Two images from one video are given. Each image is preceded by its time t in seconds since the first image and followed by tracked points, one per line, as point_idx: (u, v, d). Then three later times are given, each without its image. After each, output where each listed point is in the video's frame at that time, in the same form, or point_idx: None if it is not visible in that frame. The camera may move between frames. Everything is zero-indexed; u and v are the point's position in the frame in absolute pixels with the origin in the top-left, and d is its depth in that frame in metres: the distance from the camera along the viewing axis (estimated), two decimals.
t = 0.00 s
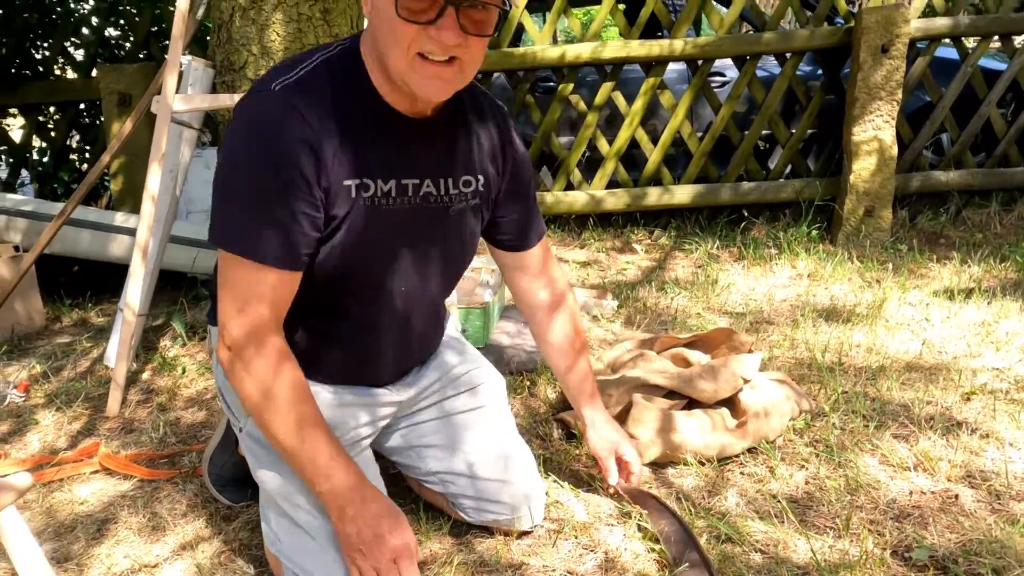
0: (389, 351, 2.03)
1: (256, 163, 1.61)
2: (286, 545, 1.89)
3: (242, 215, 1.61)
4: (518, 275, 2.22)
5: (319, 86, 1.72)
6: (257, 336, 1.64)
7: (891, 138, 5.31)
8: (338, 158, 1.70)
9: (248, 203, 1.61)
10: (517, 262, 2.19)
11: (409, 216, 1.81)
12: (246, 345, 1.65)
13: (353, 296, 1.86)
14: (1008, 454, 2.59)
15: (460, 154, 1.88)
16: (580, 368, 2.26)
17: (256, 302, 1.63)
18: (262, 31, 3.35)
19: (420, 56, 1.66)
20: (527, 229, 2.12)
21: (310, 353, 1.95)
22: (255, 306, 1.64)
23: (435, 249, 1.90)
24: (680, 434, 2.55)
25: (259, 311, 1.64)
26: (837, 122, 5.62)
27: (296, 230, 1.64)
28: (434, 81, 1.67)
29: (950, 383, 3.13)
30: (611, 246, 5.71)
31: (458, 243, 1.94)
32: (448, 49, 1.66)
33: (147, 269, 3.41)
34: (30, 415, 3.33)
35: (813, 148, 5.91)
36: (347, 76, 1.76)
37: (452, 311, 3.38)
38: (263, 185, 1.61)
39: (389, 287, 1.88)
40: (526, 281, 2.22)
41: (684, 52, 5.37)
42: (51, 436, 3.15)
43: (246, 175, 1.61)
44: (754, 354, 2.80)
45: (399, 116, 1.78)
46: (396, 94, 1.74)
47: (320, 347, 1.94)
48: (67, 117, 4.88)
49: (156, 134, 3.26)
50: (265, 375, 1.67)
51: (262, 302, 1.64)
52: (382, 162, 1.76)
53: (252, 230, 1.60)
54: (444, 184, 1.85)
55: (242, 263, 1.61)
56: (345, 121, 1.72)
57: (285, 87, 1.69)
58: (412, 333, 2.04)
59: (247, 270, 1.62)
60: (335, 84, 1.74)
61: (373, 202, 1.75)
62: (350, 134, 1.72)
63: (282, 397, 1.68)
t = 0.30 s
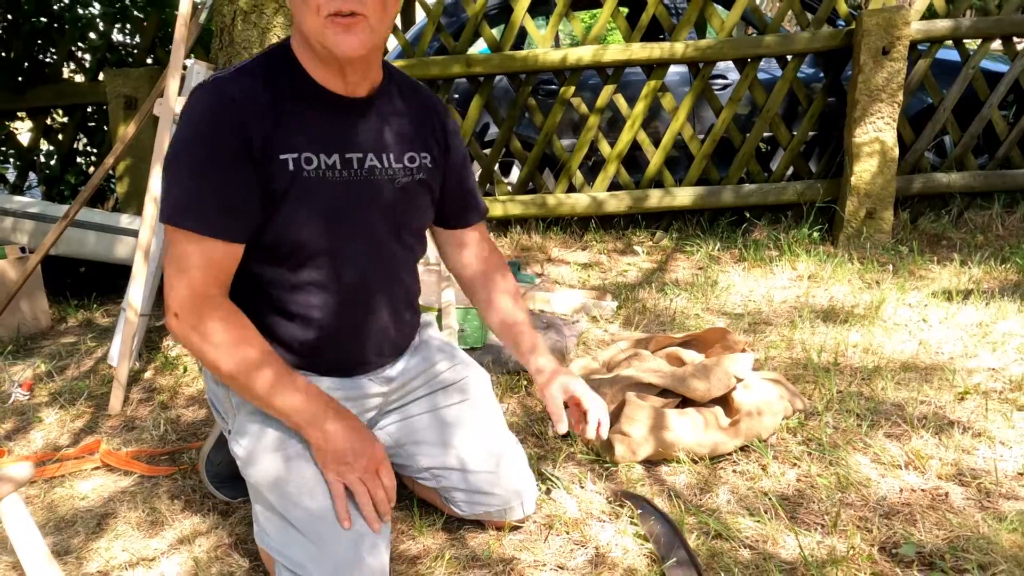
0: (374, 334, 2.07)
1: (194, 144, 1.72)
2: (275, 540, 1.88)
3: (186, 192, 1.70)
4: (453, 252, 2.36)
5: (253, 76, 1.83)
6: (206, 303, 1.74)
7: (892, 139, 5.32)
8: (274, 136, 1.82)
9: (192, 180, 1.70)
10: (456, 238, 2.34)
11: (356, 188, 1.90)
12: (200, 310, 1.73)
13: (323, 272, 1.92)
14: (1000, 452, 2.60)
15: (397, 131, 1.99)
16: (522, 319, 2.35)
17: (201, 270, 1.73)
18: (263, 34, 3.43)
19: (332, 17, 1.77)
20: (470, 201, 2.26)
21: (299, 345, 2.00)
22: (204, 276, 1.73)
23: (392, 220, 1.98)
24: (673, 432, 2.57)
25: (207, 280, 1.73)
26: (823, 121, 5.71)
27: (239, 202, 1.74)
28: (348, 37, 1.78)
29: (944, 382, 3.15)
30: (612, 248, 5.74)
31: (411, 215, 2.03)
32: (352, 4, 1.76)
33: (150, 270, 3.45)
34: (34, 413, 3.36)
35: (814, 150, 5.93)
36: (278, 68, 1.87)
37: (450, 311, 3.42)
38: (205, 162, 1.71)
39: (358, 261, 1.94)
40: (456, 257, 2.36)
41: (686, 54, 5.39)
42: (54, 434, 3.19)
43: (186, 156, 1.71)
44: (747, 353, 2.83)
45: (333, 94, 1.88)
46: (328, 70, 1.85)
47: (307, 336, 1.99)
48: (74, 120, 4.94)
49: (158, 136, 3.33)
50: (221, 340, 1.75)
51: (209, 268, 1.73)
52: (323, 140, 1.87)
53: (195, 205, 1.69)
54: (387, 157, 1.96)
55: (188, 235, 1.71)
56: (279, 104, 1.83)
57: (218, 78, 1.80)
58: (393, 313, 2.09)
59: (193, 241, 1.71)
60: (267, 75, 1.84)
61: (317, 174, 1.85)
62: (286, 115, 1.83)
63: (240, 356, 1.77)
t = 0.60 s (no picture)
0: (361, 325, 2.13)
1: (167, 153, 1.81)
2: (270, 544, 1.92)
3: (164, 200, 1.79)
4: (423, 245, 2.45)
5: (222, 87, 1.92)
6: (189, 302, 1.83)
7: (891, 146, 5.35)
8: (246, 140, 1.90)
9: (170, 188, 1.80)
10: (430, 234, 2.42)
11: (332, 184, 1.97)
12: (185, 309, 1.83)
13: (308, 267, 1.99)
14: (988, 458, 2.63)
15: (366, 129, 2.07)
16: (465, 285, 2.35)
17: (187, 271, 1.82)
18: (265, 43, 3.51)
19: (290, 20, 1.85)
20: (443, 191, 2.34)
21: (291, 343, 2.06)
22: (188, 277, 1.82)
23: (371, 214, 2.05)
24: (664, 437, 2.62)
25: (191, 281, 1.82)
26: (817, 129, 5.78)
27: (217, 204, 1.83)
28: (308, 38, 1.85)
29: (936, 388, 3.18)
30: (613, 253, 5.78)
31: (390, 209, 2.10)
32: (308, 6, 1.83)
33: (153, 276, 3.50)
34: (38, 416, 3.42)
35: (814, 156, 5.96)
36: (246, 79, 1.95)
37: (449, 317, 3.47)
38: (178, 169, 1.80)
39: (338, 255, 2.01)
40: (426, 253, 2.46)
41: (685, 61, 5.43)
42: (58, 437, 3.24)
43: (163, 167, 1.80)
44: (739, 359, 2.87)
45: (300, 98, 1.96)
46: (295, 76, 1.93)
47: (294, 337, 2.05)
48: (80, 126, 5.00)
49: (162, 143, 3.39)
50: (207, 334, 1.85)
51: (193, 269, 1.83)
52: (296, 141, 1.94)
53: (175, 211, 1.79)
54: (359, 154, 2.03)
55: (169, 239, 1.80)
56: (246, 111, 1.91)
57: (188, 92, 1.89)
58: (379, 306, 2.15)
59: (174, 243, 1.81)
60: (236, 86, 1.93)
61: (290, 172, 1.92)
62: (256, 120, 1.91)
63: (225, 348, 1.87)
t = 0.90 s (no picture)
0: (348, 331, 2.18)
1: (156, 169, 1.85)
2: (261, 547, 1.95)
3: (155, 214, 1.84)
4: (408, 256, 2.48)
5: (210, 99, 1.95)
6: (183, 312, 1.87)
7: (887, 150, 5.38)
8: (233, 154, 1.93)
9: (160, 204, 1.84)
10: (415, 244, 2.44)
11: (320, 195, 2.01)
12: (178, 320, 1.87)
13: (296, 277, 2.04)
14: (975, 462, 2.65)
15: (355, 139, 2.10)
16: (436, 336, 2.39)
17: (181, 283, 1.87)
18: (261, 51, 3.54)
19: (274, 30, 1.88)
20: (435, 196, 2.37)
21: (282, 351, 2.11)
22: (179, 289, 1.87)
23: (359, 224, 2.09)
24: (654, 442, 2.65)
25: (182, 292, 1.87)
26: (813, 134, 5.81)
27: (207, 218, 1.87)
28: (292, 46, 1.89)
29: (926, 392, 3.21)
30: (610, 258, 5.81)
31: (379, 219, 2.14)
32: (292, 14, 1.87)
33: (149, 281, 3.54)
34: (37, 421, 3.45)
35: (811, 161, 5.98)
36: (232, 91, 1.99)
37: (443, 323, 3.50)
38: (167, 185, 1.84)
39: (326, 265, 2.05)
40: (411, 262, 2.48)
41: (681, 67, 5.46)
42: (56, 441, 3.27)
43: (151, 182, 1.85)
44: (729, 364, 2.89)
45: (287, 108, 2.00)
46: (282, 85, 1.97)
47: (285, 343, 2.10)
48: (80, 132, 5.05)
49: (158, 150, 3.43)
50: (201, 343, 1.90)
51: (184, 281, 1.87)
52: (284, 154, 1.98)
53: (164, 225, 1.83)
54: (348, 164, 2.06)
55: (159, 251, 1.85)
56: (234, 124, 1.95)
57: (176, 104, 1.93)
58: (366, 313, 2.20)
59: (164, 255, 1.86)
60: (224, 98, 1.97)
61: (277, 185, 1.96)
62: (244, 133, 1.95)
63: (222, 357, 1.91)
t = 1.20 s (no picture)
0: (351, 337, 2.18)
1: (164, 180, 1.84)
2: (257, 544, 1.94)
3: (164, 224, 1.84)
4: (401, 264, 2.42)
5: (218, 104, 1.93)
6: (187, 321, 1.89)
7: (885, 151, 5.38)
8: (242, 163, 1.92)
9: (168, 213, 1.84)
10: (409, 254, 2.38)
11: (327, 206, 2.01)
12: (183, 327, 1.89)
13: (303, 286, 2.04)
14: (972, 459, 2.66)
15: (364, 147, 2.09)
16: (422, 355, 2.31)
17: (189, 295, 1.87)
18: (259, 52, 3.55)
19: (285, 33, 1.86)
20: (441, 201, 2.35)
21: (284, 355, 2.11)
22: (187, 300, 1.87)
23: (367, 234, 2.09)
24: (650, 440, 2.65)
25: (190, 303, 1.88)
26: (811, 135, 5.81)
27: (217, 229, 1.87)
28: (302, 51, 1.87)
29: (922, 390, 3.21)
30: (608, 258, 5.81)
31: (386, 228, 2.14)
32: (302, 18, 1.85)
33: (147, 281, 3.56)
34: (35, 421, 3.45)
35: (810, 161, 5.99)
36: (240, 95, 1.96)
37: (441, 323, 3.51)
38: (176, 197, 1.84)
39: (331, 274, 2.06)
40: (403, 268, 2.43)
41: (679, 68, 5.47)
42: (54, 442, 3.27)
43: (161, 191, 1.84)
44: (725, 362, 2.89)
45: (296, 114, 1.98)
46: (292, 91, 1.95)
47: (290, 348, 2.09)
48: (80, 135, 5.06)
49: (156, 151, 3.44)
50: (203, 350, 1.92)
51: (191, 291, 1.87)
52: (291, 163, 1.97)
53: (174, 236, 1.83)
54: (356, 173, 2.06)
55: (168, 265, 1.85)
56: (241, 130, 1.93)
57: (185, 109, 1.91)
58: (369, 320, 2.20)
59: (172, 269, 1.86)
60: (232, 104, 1.95)
61: (285, 197, 1.95)
62: (252, 141, 1.94)
63: (223, 365, 1.93)
